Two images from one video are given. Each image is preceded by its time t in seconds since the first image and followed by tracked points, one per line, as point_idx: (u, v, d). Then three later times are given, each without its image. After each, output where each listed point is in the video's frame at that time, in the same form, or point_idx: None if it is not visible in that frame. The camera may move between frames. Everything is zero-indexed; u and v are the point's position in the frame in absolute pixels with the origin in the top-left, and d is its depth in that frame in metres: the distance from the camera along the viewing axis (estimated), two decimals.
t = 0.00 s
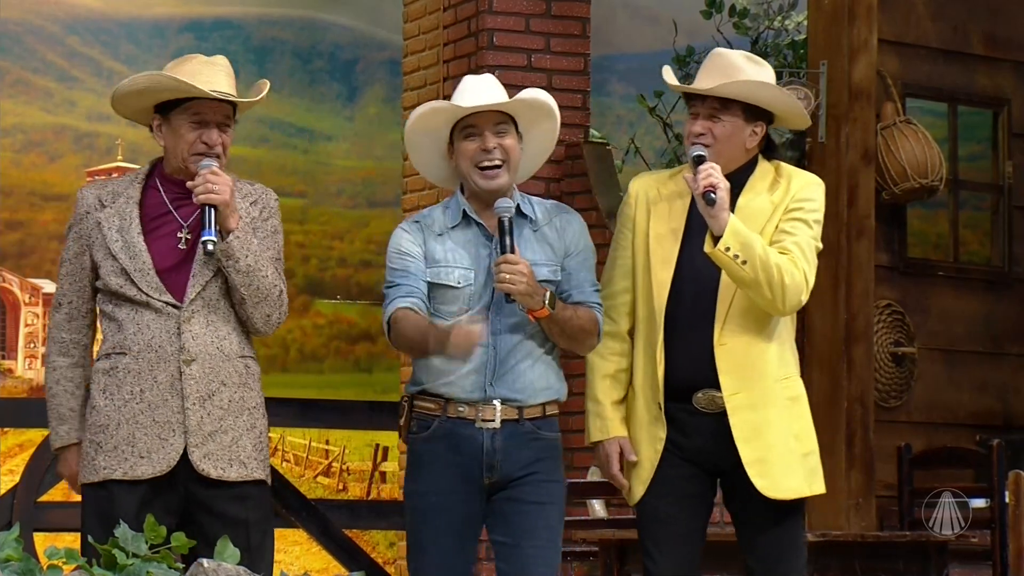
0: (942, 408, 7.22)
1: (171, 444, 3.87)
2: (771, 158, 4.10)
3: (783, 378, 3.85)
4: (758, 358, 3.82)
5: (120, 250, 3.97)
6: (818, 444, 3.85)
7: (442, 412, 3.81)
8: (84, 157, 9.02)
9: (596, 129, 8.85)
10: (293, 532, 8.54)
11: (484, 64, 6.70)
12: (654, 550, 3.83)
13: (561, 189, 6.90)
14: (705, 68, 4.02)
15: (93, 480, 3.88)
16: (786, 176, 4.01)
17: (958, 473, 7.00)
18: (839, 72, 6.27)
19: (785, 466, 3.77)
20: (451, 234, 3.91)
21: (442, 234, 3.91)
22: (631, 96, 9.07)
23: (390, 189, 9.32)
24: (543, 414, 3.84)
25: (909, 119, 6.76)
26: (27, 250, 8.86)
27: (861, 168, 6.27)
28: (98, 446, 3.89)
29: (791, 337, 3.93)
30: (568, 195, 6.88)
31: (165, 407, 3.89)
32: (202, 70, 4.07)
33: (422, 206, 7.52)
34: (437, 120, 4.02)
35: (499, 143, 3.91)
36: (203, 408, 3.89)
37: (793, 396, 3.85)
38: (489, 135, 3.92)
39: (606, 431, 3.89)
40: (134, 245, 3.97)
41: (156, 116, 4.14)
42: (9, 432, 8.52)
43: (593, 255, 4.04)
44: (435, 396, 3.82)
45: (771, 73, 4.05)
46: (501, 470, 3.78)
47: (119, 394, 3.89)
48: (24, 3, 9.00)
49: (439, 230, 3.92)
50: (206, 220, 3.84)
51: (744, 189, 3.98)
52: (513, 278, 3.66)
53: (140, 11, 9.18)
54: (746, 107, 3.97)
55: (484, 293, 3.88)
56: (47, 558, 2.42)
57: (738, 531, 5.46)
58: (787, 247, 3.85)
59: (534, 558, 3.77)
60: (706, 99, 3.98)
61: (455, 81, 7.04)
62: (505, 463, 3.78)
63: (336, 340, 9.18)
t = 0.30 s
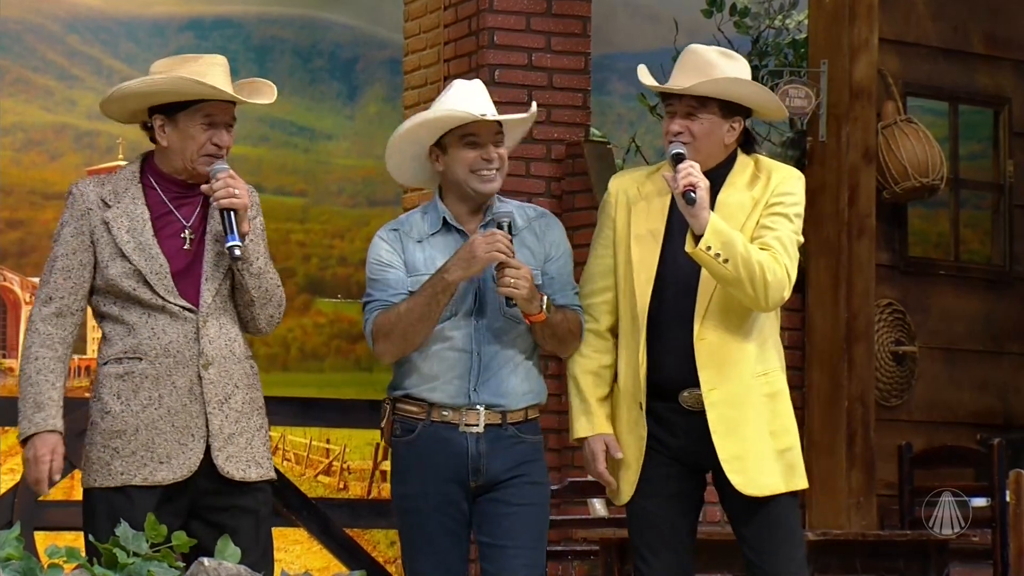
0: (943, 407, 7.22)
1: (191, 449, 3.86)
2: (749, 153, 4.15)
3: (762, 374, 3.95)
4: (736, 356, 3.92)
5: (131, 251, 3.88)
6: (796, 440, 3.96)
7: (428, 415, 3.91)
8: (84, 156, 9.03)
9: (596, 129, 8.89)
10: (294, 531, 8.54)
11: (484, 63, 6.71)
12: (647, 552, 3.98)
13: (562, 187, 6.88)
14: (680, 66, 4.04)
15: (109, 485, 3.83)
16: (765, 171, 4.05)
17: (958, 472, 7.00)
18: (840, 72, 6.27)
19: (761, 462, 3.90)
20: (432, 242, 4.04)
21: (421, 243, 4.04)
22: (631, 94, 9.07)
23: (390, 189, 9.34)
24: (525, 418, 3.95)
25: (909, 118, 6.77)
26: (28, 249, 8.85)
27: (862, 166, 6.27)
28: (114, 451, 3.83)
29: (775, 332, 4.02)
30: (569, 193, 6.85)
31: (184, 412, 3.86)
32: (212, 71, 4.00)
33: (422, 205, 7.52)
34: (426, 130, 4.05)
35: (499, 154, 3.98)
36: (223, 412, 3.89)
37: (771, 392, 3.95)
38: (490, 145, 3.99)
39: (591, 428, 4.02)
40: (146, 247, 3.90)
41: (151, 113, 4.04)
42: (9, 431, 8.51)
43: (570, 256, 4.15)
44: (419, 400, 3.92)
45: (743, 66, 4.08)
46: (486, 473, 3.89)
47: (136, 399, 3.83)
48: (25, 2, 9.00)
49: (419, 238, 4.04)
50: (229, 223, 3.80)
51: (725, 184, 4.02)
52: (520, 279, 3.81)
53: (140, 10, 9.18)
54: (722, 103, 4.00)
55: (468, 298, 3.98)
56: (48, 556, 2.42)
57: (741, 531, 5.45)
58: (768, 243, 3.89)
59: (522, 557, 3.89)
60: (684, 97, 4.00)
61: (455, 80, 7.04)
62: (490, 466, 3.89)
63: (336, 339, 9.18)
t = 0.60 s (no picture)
0: (945, 406, 7.22)
1: (211, 449, 3.82)
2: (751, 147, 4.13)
3: (772, 368, 3.89)
4: (745, 348, 3.86)
5: (149, 252, 3.80)
6: (804, 434, 3.90)
7: (431, 414, 3.91)
8: (86, 154, 9.02)
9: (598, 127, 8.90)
10: (296, 530, 8.55)
11: (487, 63, 6.72)
12: (653, 552, 3.93)
13: (565, 187, 6.89)
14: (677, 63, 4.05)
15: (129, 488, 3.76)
16: (771, 164, 4.02)
17: (960, 471, 7.00)
18: (841, 70, 6.28)
19: (768, 455, 3.83)
20: (423, 243, 4.04)
21: (413, 246, 4.03)
22: (634, 93, 9.07)
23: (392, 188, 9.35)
24: (526, 414, 3.97)
25: (911, 116, 6.77)
26: (30, 248, 8.85)
27: (864, 165, 6.26)
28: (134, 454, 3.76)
29: (784, 327, 3.97)
30: (571, 193, 6.86)
31: (203, 413, 3.82)
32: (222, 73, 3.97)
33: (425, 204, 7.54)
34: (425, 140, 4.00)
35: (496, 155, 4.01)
36: (239, 412, 3.87)
37: (781, 385, 3.90)
38: (488, 149, 4.01)
39: (597, 434, 3.99)
40: (162, 247, 3.82)
41: (150, 120, 3.94)
42: (11, 430, 8.51)
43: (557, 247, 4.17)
44: (422, 399, 3.91)
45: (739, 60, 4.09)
46: (491, 468, 3.89)
47: (156, 401, 3.77)
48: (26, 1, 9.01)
49: (410, 241, 4.03)
50: (259, 219, 3.92)
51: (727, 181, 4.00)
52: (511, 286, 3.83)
53: (142, 8, 9.20)
54: (723, 97, 3.99)
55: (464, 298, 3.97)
56: (50, 554, 2.43)
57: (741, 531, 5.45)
58: (781, 237, 3.86)
59: (527, 553, 3.89)
60: (683, 96, 3.99)
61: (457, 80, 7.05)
62: (495, 462, 3.89)
63: (338, 339, 9.18)
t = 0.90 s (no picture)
0: (947, 404, 7.21)
1: (223, 448, 3.81)
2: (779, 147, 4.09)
3: (806, 360, 3.85)
4: (784, 338, 3.82)
5: (156, 253, 3.79)
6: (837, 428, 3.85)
7: (441, 410, 3.87)
8: (88, 153, 9.01)
9: (601, 126, 8.89)
10: (300, 529, 8.54)
11: (489, 62, 6.72)
12: (675, 550, 3.85)
13: (568, 186, 6.90)
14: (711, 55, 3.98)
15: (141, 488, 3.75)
16: (800, 162, 4.02)
17: (963, 469, 6.99)
18: (844, 69, 6.27)
19: (805, 446, 3.78)
20: (438, 236, 3.98)
21: (426, 236, 3.98)
22: (636, 92, 9.07)
23: (395, 186, 9.33)
24: (539, 414, 3.92)
25: (914, 115, 6.76)
26: (32, 247, 8.85)
27: (867, 164, 6.24)
28: (146, 455, 3.75)
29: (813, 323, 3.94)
30: (573, 192, 6.87)
31: (214, 412, 3.81)
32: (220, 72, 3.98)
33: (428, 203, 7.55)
34: (416, 123, 4.09)
35: (481, 141, 3.98)
36: (249, 410, 3.86)
37: (814, 378, 3.85)
38: (470, 133, 4.00)
39: (626, 422, 3.86)
40: (168, 249, 3.81)
41: (151, 124, 3.92)
42: (14, 429, 8.52)
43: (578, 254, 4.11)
44: (433, 396, 3.88)
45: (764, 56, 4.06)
46: (501, 468, 3.85)
47: (166, 401, 3.76)
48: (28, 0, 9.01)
49: (423, 232, 3.99)
50: (268, 219, 3.91)
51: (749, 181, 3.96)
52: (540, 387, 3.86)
53: (144, 7, 9.19)
54: (762, 90, 3.97)
55: (474, 295, 3.94)
56: (53, 554, 2.43)
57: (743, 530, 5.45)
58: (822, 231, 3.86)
59: (541, 555, 3.84)
60: (724, 86, 3.96)
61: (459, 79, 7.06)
62: (504, 461, 3.85)
63: (341, 338, 9.17)
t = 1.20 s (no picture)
0: (949, 404, 7.21)
1: (220, 447, 3.81)
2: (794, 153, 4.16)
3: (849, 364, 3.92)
4: (829, 343, 3.88)
5: (149, 254, 3.80)
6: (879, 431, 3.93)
7: (459, 408, 3.88)
8: (90, 153, 9.01)
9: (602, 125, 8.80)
10: (302, 529, 8.55)
11: (491, 62, 6.73)
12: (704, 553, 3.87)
13: (568, 185, 6.91)
14: (756, 61, 4.02)
15: (138, 487, 3.75)
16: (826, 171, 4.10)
17: (965, 469, 7.00)
18: (846, 68, 6.27)
19: (858, 450, 3.83)
20: (459, 232, 4.02)
21: (450, 232, 4.02)
22: (638, 92, 8.96)
23: (398, 185, 9.30)
24: (559, 410, 3.88)
25: (915, 115, 6.76)
26: (34, 247, 8.86)
27: (869, 163, 6.24)
28: (142, 454, 3.76)
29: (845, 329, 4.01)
30: (574, 191, 6.89)
31: (211, 411, 3.81)
32: (217, 71, 3.97)
33: (429, 203, 7.57)
34: (450, 114, 4.11)
35: (507, 140, 3.98)
36: (248, 409, 3.85)
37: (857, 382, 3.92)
38: (498, 132, 4.00)
39: (664, 424, 3.85)
40: (162, 249, 3.82)
41: (151, 125, 3.93)
42: (15, 429, 8.53)
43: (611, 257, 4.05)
44: (452, 393, 3.89)
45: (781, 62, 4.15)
46: (514, 466, 3.83)
47: (163, 400, 3.77)
48: None
49: (448, 228, 4.03)
50: (268, 216, 3.89)
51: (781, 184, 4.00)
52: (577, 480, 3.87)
53: (145, 7, 9.20)
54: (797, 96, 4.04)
55: (496, 291, 3.93)
56: (56, 553, 2.43)
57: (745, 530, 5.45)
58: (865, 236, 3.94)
59: (550, 558, 3.84)
60: (770, 92, 4.00)
61: (461, 79, 7.07)
62: (518, 460, 3.83)
63: (342, 338, 9.18)
